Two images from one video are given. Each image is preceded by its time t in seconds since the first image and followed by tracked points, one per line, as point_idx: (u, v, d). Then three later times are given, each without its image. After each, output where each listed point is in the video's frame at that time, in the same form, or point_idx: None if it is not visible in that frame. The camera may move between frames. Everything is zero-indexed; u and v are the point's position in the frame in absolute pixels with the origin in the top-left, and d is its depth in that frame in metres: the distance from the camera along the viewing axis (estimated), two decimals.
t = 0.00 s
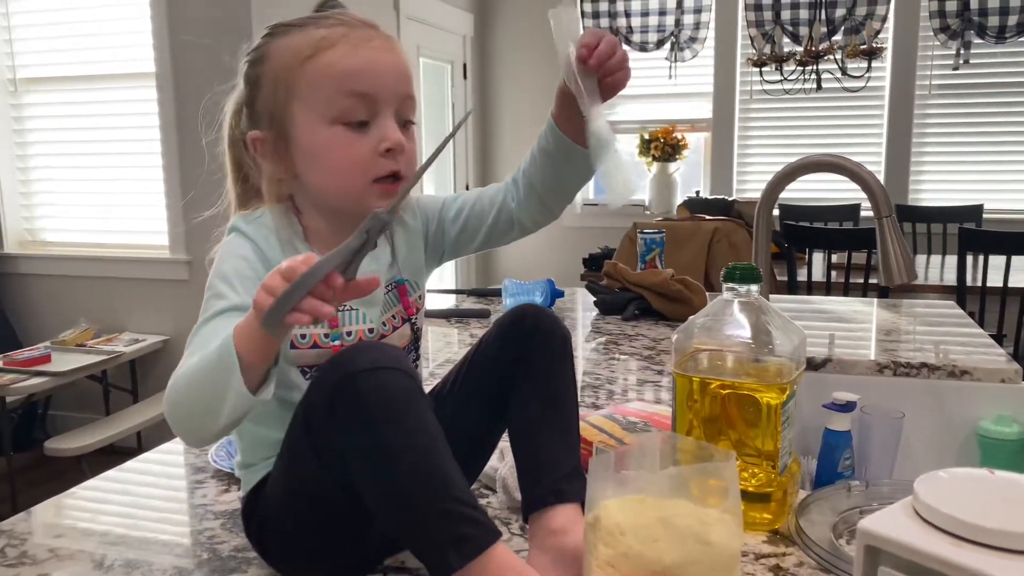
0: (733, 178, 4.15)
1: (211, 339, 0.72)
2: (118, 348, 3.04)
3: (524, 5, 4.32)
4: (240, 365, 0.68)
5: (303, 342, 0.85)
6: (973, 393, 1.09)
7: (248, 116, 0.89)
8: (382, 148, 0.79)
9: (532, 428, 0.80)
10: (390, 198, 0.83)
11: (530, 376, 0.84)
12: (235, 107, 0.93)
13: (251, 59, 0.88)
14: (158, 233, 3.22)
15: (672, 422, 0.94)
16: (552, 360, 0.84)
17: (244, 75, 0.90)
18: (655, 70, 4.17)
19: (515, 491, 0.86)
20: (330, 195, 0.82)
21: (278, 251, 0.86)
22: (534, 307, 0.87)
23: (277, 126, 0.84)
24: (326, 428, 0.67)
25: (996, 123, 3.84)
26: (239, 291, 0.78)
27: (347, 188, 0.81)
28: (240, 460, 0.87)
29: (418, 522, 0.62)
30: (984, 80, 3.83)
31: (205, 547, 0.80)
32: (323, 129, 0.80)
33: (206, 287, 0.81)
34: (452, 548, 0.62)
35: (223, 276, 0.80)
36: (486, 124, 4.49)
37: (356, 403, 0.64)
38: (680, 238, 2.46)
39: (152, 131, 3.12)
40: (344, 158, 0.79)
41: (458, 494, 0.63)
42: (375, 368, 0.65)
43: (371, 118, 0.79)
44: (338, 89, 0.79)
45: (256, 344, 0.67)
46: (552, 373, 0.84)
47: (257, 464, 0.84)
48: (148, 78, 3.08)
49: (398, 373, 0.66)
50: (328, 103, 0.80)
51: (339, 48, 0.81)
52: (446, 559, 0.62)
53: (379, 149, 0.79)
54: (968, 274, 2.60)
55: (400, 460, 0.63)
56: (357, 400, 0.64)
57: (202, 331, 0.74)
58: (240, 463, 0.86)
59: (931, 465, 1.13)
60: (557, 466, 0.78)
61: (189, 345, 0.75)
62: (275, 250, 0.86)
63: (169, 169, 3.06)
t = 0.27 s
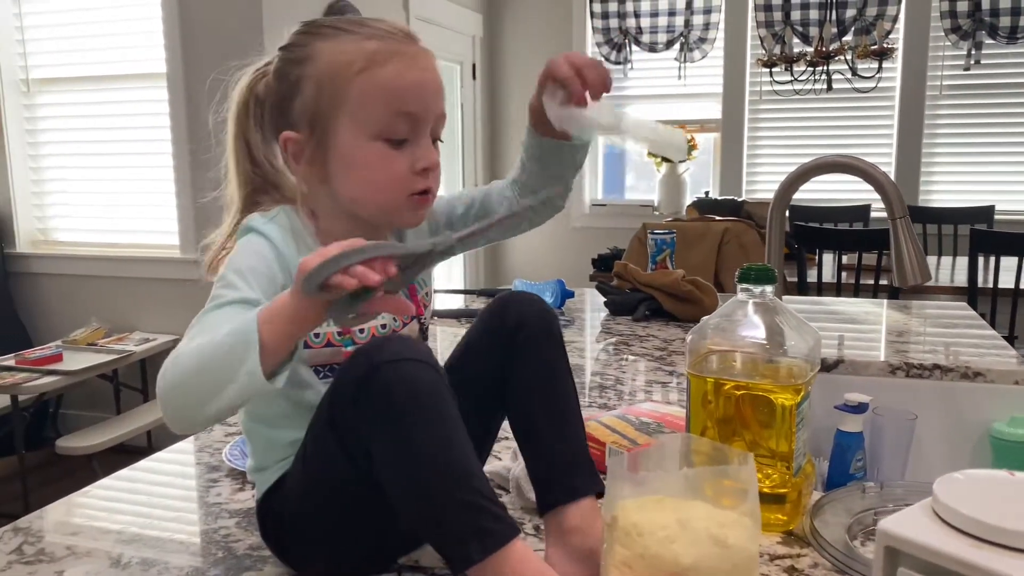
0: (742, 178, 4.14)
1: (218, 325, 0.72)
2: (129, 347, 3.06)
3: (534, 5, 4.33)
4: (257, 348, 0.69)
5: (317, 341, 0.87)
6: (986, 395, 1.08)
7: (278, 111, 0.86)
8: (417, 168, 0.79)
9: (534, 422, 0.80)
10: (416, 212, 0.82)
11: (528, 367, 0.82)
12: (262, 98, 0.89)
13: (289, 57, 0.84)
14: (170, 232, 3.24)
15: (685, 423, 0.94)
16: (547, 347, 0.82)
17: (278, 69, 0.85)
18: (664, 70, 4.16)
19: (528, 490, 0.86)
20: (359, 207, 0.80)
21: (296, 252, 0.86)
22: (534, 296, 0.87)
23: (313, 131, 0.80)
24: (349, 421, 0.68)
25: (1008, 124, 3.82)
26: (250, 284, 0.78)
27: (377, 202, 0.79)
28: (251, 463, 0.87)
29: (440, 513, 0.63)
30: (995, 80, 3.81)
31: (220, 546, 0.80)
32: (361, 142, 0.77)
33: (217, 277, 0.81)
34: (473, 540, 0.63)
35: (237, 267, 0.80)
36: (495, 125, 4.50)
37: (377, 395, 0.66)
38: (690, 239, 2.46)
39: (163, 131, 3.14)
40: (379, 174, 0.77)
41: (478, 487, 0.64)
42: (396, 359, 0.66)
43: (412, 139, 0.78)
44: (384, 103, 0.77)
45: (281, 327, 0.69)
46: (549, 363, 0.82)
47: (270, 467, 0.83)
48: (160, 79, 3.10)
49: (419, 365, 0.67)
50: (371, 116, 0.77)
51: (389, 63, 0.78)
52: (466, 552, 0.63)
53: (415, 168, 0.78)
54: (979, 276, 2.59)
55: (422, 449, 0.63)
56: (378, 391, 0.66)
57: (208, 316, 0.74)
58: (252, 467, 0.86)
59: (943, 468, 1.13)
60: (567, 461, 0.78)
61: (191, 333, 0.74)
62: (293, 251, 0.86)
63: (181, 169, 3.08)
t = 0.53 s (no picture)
0: (750, 177, 4.13)
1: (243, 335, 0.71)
2: (137, 345, 3.07)
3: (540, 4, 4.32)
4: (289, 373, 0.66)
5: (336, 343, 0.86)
6: (996, 394, 1.08)
7: (302, 110, 0.86)
8: (441, 177, 0.80)
9: (535, 421, 0.79)
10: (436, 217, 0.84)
11: (525, 365, 0.80)
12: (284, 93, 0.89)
13: (317, 57, 0.84)
14: (178, 231, 3.25)
15: (693, 421, 0.94)
16: (546, 345, 0.81)
17: (305, 67, 0.85)
18: (672, 69, 4.16)
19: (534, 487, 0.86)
20: (381, 213, 0.82)
21: (316, 253, 0.85)
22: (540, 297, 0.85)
23: (339, 137, 0.81)
24: (359, 417, 0.68)
25: (1017, 122, 3.80)
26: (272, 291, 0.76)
27: (399, 210, 0.81)
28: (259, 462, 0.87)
29: (451, 512, 0.63)
30: (1005, 78, 3.79)
31: (228, 543, 0.80)
32: (388, 151, 0.78)
33: (236, 277, 0.79)
34: (483, 537, 0.63)
35: (258, 270, 0.78)
36: (501, 123, 4.50)
37: (389, 390, 0.65)
38: (698, 237, 2.45)
39: (171, 130, 3.15)
40: (402, 183, 0.79)
41: (487, 486, 0.64)
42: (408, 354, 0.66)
43: (438, 149, 0.79)
44: (412, 114, 0.77)
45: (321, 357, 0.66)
46: (551, 361, 0.80)
47: (278, 465, 0.84)
48: (167, 78, 3.11)
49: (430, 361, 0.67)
50: (399, 126, 0.78)
51: (419, 71, 0.78)
52: (476, 549, 0.63)
53: (439, 178, 0.80)
54: (988, 275, 2.58)
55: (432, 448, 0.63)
56: (390, 386, 0.65)
57: (227, 319, 0.72)
58: (260, 464, 0.87)
59: (953, 467, 1.12)
60: (572, 457, 0.77)
61: (213, 336, 0.71)
62: (314, 252, 0.85)
63: (188, 168, 3.09)
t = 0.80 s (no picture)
0: (755, 176, 4.12)
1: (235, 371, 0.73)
2: (142, 343, 3.08)
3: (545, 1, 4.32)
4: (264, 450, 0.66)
5: (346, 341, 0.85)
6: (1003, 392, 1.07)
7: (328, 108, 0.87)
8: (461, 186, 0.80)
9: (538, 417, 0.78)
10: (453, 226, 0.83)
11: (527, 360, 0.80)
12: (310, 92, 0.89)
13: (347, 57, 0.84)
14: (183, 229, 3.26)
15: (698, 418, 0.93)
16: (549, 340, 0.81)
17: (333, 65, 0.86)
18: (677, 66, 4.14)
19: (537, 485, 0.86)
20: (399, 218, 0.82)
21: (320, 266, 0.83)
22: (539, 291, 0.86)
23: (363, 139, 0.82)
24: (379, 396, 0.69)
25: None
26: (267, 315, 0.76)
27: (417, 217, 0.81)
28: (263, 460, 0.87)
29: (467, 489, 0.65)
30: (1012, 76, 3.77)
31: (232, 539, 0.80)
32: (410, 157, 0.78)
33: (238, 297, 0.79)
34: (496, 517, 0.65)
35: (255, 292, 0.77)
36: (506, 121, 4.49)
37: (414, 367, 0.66)
38: (703, 234, 2.45)
39: (176, 128, 3.15)
40: (422, 189, 0.79)
41: (504, 468, 0.66)
42: (437, 335, 0.68)
43: (460, 157, 0.78)
44: (438, 122, 0.77)
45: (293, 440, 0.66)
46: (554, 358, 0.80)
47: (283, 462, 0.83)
48: (172, 75, 3.11)
49: (456, 343, 0.69)
50: (423, 133, 0.77)
51: (447, 80, 0.77)
52: (490, 528, 0.65)
53: (459, 187, 0.80)
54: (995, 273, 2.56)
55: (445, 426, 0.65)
56: (416, 364, 0.66)
57: (225, 352, 0.74)
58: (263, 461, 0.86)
59: (959, 465, 1.12)
60: (575, 453, 0.77)
61: (215, 364, 0.74)
62: (319, 267, 0.83)
63: (193, 165, 3.09)
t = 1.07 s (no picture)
0: (759, 172, 4.11)
1: (211, 361, 0.78)
2: (145, 340, 3.08)
3: None
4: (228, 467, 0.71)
5: (331, 332, 0.85)
6: (1007, 388, 1.06)
7: (340, 104, 0.86)
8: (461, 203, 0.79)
9: (540, 412, 0.78)
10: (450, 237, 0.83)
11: (530, 353, 0.80)
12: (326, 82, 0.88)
13: (366, 59, 0.83)
14: (185, 226, 3.26)
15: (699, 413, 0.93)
16: (550, 335, 0.81)
17: (351, 61, 0.85)
18: (680, 63, 4.13)
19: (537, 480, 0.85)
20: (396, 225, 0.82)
21: (302, 269, 0.84)
22: (542, 287, 0.85)
23: (371, 143, 0.81)
24: (391, 382, 0.69)
25: None
26: (240, 315, 0.79)
27: (414, 227, 0.81)
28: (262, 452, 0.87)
29: (472, 472, 0.64)
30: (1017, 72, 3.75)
31: (231, 535, 0.80)
32: (414, 168, 0.78)
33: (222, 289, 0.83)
34: (497, 501, 0.64)
35: (233, 291, 0.80)
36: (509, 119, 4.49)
37: (429, 351, 0.67)
38: (706, 230, 2.44)
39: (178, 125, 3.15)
40: (422, 199, 0.78)
41: (509, 455, 0.65)
42: (450, 320, 0.69)
43: (464, 174, 0.78)
44: (447, 138, 0.76)
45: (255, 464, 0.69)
46: (558, 354, 0.80)
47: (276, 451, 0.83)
48: (175, 72, 3.11)
49: (470, 331, 0.69)
50: (430, 146, 0.77)
51: (463, 99, 0.77)
52: (492, 513, 0.64)
53: (459, 203, 0.79)
54: (999, 270, 2.55)
55: (453, 408, 0.65)
56: (430, 347, 0.67)
57: (202, 341, 0.79)
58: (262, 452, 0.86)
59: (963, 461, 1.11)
60: (575, 448, 0.76)
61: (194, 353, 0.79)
62: (300, 267, 0.84)
63: (196, 162, 3.09)
